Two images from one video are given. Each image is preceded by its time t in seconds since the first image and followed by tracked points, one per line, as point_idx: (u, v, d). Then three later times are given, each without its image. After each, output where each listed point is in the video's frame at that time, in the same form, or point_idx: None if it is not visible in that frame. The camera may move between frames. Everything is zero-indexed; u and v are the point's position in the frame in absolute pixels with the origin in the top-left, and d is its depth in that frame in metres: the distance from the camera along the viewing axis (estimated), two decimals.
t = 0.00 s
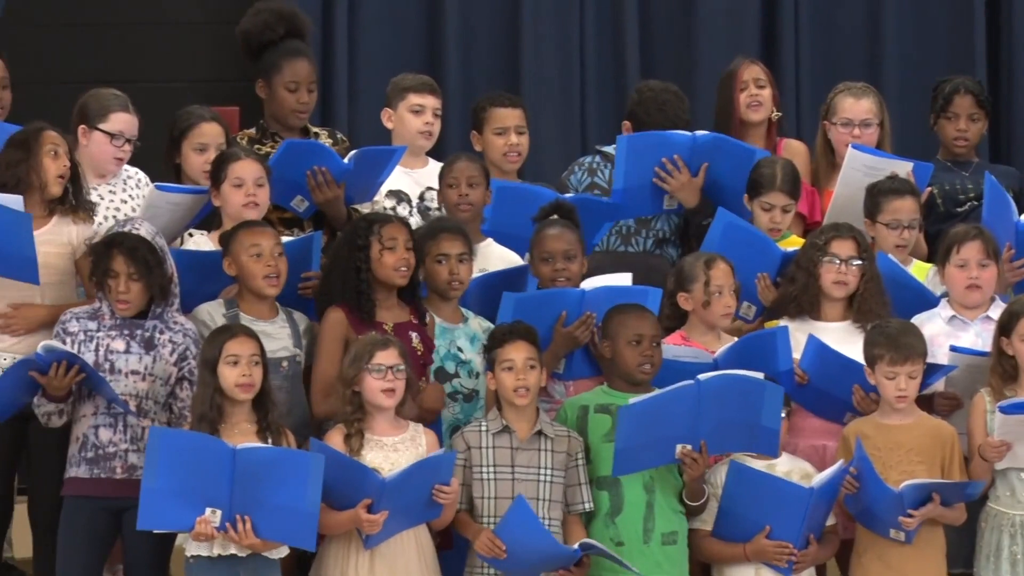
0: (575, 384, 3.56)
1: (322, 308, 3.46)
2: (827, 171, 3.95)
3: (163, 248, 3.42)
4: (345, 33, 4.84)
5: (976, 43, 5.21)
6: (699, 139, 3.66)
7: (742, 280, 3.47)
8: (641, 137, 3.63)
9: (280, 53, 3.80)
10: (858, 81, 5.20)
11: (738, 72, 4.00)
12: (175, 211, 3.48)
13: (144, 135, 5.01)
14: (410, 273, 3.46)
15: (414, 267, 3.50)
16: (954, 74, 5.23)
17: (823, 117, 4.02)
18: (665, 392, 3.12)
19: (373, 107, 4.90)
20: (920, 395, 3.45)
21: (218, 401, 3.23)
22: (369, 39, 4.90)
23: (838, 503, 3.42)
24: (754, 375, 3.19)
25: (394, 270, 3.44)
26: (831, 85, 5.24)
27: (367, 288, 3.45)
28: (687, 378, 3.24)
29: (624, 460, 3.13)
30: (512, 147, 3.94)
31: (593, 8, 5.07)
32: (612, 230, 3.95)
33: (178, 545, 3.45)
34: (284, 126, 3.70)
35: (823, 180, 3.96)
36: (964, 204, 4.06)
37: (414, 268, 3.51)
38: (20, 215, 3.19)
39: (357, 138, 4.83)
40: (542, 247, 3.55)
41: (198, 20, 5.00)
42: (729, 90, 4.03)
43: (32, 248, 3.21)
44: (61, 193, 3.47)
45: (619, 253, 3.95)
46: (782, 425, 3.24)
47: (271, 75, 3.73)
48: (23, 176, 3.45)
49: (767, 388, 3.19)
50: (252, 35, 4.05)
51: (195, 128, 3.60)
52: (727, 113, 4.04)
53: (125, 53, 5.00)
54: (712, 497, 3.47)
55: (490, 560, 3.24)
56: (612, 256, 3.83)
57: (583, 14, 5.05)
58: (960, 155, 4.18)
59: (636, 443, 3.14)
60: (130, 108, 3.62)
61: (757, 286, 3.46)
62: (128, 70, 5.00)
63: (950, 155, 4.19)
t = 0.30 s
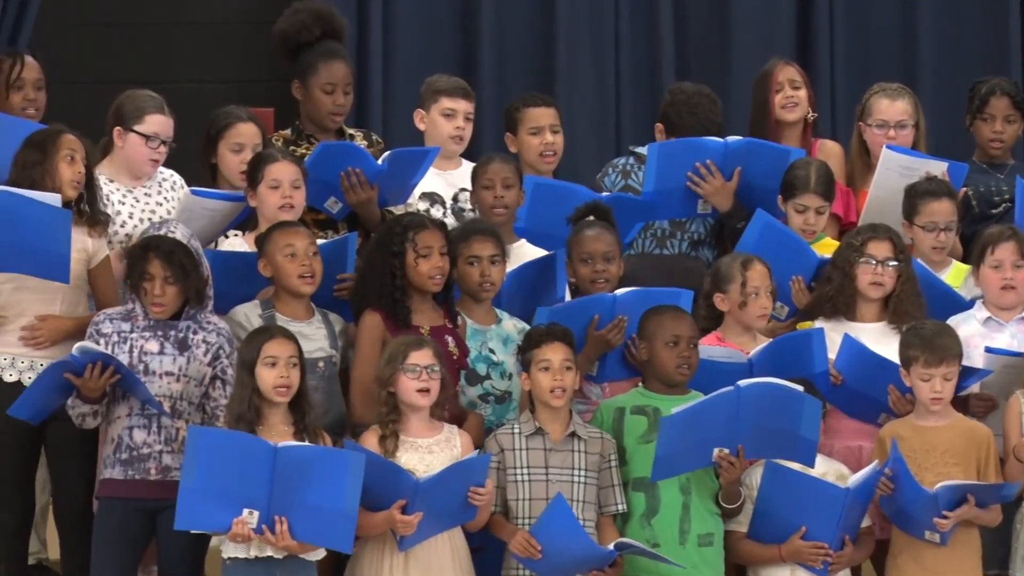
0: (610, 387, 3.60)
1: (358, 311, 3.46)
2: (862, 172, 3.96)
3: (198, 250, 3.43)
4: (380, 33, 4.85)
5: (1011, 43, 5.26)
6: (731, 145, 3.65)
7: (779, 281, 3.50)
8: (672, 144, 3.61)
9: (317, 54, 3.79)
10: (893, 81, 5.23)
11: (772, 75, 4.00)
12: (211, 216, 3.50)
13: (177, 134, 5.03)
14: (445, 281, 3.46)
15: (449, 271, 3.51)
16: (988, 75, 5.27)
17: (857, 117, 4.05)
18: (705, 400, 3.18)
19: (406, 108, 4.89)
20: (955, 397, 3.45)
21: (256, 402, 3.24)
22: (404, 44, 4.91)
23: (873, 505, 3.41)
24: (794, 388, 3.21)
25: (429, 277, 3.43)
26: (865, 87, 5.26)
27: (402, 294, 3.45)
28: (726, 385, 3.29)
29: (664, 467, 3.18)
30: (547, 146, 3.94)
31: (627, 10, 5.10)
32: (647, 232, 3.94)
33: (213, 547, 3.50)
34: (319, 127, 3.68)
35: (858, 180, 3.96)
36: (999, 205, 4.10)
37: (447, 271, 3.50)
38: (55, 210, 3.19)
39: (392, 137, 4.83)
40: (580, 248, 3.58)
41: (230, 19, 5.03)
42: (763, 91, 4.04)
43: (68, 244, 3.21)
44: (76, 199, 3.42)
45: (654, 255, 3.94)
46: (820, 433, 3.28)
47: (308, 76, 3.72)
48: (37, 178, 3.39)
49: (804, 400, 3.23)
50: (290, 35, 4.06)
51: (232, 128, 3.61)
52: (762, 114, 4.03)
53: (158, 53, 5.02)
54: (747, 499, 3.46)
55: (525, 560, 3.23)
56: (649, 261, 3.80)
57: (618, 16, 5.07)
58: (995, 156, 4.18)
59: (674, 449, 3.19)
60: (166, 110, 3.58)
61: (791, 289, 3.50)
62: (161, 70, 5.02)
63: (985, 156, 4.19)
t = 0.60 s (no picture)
0: (646, 388, 3.65)
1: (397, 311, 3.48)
2: (896, 171, 3.98)
3: (233, 250, 3.42)
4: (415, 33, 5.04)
5: None
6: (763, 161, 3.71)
7: (814, 282, 3.54)
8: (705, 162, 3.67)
9: (352, 56, 3.80)
10: (928, 81, 5.37)
11: (805, 78, 3.99)
12: (246, 217, 3.50)
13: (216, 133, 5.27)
14: (479, 280, 3.46)
15: (486, 270, 3.50)
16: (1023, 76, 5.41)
17: (893, 117, 4.06)
18: (742, 401, 3.18)
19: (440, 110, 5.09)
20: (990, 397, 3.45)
21: (292, 402, 3.24)
22: (440, 45, 5.09)
23: (909, 505, 3.41)
24: (834, 392, 3.23)
25: (463, 276, 3.44)
26: (898, 86, 5.39)
27: (438, 293, 3.46)
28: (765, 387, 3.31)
29: (700, 467, 3.18)
30: (581, 145, 3.94)
31: (664, 6, 5.23)
32: (683, 233, 3.92)
33: (248, 546, 3.52)
34: (355, 128, 3.68)
35: (893, 180, 3.99)
36: None
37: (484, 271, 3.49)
38: (96, 225, 3.20)
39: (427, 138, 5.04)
40: (615, 248, 3.59)
41: (269, 20, 5.25)
42: (797, 93, 4.03)
43: (108, 258, 3.21)
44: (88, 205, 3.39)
45: (690, 256, 3.93)
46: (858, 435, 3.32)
47: (343, 77, 3.72)
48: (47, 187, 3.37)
49: (844, 406, 3.25)
50: (325, 36, 4.07)
51: (267, 129, 3.62)
52: (797, 116, 4.03)
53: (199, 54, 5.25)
54: (784, 500, 3.45)
55: (563, 562, 3.22)
56: (685, 261, 3.81)
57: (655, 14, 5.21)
58: None
59: (710, 450, 3.19)
60: (203, 111, 3.58)
61: (825, 290, 3.54)
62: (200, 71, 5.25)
63: (1020, 156, 4.20)
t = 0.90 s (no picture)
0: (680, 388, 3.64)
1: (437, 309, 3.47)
2: (931, 172, 3.99)
3: (267, 250, 3.41)
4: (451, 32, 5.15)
5: None
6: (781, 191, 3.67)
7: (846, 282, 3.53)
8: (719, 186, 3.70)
9: (385, 56, 3.77)
10: (962, 80, 5.36)
11: (839, 80, 4.00)
12: (280, 218, 3.51)
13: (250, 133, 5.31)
14: (518, 280, 3.44)
15: (524, 270, 3.48)
16: None
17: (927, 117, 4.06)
18: (778, 402, 3.17)
19: (473, 114, 5.18)
20: None
21: (326, 402, 3.24)
22: (472, 47, 5.18)
23: (945, 505, 3.40)
24: (870, 391, 3.22)
25: (501, 276, 3.42)
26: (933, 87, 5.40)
27: (472, 294, 3.46)
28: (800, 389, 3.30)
29: (734, 465, 3.17)
30: (615, 144, 3.93)
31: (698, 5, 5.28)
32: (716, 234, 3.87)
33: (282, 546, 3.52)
34: (388, 128, 3.67)
35: (928, 181, 4.00)
36: None
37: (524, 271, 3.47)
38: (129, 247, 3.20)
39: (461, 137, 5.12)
40: (647, 248, 3.59)
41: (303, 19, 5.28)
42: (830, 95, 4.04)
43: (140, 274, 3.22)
44: (108, 211, 3.38)
45: (723, 257, 3.88)
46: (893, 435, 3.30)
47: (376, 77, 3.71)
48: (68, 195, 3.37)
49: (880, 406, 3.24)
50: (359, 37, 4.04)
51: (303, 130, 3.65)
52: (830, 117, 4.04)
53: (232, 54, 5.30)
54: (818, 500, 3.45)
55: (597, 560, 3.21)
56: (715, 261, 3.85)
57: (687, 22, 5.27)
58: None
59: (746, 449, 3.17)
60: (238, 113, 3.61)
61: (856, 290, 3.54)
62: (233, 70, 5.30)
63: None
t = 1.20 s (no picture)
0: (709, 390, 3.65)
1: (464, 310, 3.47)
2: (961, 172, 4.01)
3: (298, 253, 3.41)
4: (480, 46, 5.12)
5: None
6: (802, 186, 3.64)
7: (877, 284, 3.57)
8: (743, 184, 3.70)
9: (416, 57, 3.78)
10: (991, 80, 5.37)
11: (868, 83, 4.00)
12: (309, 220, 3.52)
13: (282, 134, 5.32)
14: (549, 283, 3.45)
15: (555, 273, 3.49)
16: None
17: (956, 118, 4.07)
18: (805, 408, 3.18)
19: (504, 111, 5.16)
20: None
21: (354, 404, 3.24)
22: (502, 48, 5.18)
23: (975, 506, 3.41)
24: (895, 398, 3.20)
25: (533, 278, 3.44)
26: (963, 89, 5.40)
27: (506, 293, 3.47)
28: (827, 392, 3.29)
29: (759, 471, 3.19)
30: (644, 144, 3.93)
31: (728, 6, 5.30)
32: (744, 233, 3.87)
33: (310, 546, 3.52)
34: (418, 129, 3.68)
35: (958, 181, 4.02)
36: None
37: (555, 274, 3.49)
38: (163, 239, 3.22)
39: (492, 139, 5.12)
40: (677, 252, 3.61)
41: (334, 21, 5.31)
42: (860, 97, 4.04)
43: (175, 266, 3.24)
44: (140, 211, 3.40)
45: (751, 257, 3.89)
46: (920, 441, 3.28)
47: (406, 78, 3.71)
48: (99, 198, 3.40)
49: (904, 412, 3.21)
50: (390, 38, 4.04)
51: (332, 130, 3.67)
52: (859, 119, 4.04)
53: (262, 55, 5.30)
54: (848, 501, 3.46)
55: (623, 561, 3.23)
56: (742, 261, 3.87)
57: (718, 16, 5.28)
58: None
59: (771, 456, 3.20)
60: (269, 115, 3.62)
61: (887, 292, 3.57)
62: (263, 72, 5.30)
63: None
